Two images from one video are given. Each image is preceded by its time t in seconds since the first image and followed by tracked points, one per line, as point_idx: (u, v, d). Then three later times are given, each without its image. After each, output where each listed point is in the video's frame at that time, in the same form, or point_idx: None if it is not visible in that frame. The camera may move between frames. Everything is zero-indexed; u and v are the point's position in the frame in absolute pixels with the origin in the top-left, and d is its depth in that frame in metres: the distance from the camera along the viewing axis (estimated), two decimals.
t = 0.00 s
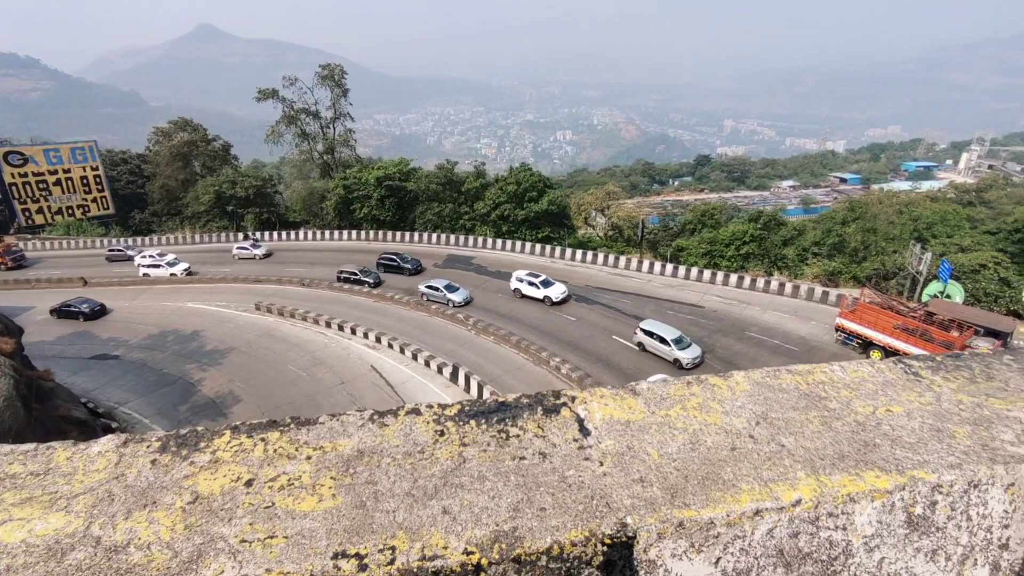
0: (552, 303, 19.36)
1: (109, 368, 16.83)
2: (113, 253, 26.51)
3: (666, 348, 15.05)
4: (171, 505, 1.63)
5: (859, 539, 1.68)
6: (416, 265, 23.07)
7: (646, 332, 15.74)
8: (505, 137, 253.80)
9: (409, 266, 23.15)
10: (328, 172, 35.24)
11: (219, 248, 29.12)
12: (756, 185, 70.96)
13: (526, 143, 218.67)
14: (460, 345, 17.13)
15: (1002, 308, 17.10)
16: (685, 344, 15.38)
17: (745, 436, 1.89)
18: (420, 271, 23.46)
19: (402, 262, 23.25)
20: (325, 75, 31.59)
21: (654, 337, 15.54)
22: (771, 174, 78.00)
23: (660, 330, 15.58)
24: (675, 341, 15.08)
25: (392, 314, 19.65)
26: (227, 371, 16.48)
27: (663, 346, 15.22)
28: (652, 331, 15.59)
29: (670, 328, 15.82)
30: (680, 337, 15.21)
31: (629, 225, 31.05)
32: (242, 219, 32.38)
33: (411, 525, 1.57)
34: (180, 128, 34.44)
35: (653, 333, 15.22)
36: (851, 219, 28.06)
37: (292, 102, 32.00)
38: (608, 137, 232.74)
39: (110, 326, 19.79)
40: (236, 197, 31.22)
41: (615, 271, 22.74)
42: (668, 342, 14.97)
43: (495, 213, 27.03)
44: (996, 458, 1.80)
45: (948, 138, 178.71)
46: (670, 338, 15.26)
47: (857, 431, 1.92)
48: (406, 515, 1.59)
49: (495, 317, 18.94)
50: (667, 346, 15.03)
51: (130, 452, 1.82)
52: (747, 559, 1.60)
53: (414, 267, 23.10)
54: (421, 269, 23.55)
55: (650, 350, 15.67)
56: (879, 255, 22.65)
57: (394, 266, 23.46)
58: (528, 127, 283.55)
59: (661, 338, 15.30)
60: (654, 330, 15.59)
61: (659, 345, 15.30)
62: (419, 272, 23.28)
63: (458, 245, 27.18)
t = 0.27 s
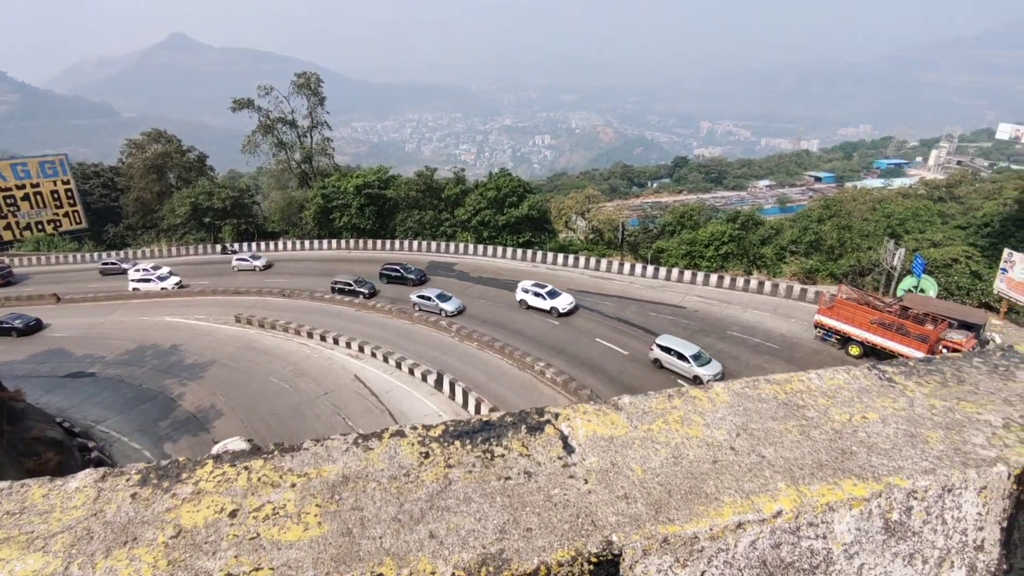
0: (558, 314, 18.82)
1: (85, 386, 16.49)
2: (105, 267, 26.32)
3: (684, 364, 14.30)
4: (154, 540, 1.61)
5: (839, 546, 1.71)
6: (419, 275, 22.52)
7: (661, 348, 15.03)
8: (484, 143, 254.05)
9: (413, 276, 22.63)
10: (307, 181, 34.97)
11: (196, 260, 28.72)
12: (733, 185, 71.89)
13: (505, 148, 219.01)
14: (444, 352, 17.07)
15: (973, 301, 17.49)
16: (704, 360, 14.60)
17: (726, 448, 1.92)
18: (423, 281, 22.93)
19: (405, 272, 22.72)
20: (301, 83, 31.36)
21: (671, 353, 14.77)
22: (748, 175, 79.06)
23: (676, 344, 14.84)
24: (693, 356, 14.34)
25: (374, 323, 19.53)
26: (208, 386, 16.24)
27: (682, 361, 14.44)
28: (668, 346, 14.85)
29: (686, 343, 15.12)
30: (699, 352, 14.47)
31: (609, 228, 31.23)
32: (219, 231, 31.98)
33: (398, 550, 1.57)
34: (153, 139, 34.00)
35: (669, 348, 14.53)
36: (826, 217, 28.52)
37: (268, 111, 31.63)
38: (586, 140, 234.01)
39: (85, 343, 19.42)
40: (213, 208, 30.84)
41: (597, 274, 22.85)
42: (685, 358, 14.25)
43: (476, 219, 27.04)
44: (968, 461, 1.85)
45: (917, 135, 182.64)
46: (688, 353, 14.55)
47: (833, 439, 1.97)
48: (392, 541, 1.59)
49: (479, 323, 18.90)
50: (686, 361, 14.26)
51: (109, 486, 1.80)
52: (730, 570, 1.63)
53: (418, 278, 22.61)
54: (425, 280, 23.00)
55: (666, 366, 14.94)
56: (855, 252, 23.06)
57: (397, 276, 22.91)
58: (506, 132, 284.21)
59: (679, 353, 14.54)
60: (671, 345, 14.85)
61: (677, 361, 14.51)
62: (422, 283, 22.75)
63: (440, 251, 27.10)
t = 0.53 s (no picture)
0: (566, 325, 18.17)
1: (65, 401, 16.15)
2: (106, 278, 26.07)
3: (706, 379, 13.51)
4: (138, 567, 1.55)
5: (843, 551, 1.69)
6: (425, 284, 21.89)
7: (682, 363, 14.25)
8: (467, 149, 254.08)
9: (419, 286, 22.04)
10: (290, 190, 34.71)
11: (178, 271, 28.34)
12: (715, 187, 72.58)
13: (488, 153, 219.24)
14: (432, 359, 16.97)
15: (953, 297, 17.76)
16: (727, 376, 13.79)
17: (726, 454, 1.90)
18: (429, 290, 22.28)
19: (411, 281, 22.10)
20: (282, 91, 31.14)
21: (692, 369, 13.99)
22: (729, 176, 79.85)
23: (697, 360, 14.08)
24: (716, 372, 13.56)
25: (360, 331, 19.37)
26: (192, 398, 15.99)
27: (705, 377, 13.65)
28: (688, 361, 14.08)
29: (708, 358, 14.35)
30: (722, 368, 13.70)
31: (594, 232, 31.32)
32: (202, 241, 31.59)
33: (395, 570, 1.52)
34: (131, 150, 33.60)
35: (691, 364, 13.70)
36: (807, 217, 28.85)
37: (249, 120, 31.29)
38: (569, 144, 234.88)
39: (65, 357, 19.05)
40: (195, 218, 30.48)
41: (583, 278, 22.88)
42: (709, 375, 13.41)
43: (461, 224, 27.01)
44: (967, 461, 1.83)
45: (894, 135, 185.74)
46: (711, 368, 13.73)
47: (834, 441, 1.94)
48: (389, 560, 1.54)
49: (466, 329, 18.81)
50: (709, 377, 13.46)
51: (91, 511, 1.73)
52: None
53: (424, 288, 22.02)
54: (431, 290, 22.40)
55: (688, 383, 14.14)
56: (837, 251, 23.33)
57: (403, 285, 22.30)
58: (490, 138, 284.67)
59: (701, 369, 13.76)
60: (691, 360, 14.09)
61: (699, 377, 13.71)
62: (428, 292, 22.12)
63: (425, 258, 26.98)
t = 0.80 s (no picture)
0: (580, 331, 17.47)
1: (47, 402, 15.86)
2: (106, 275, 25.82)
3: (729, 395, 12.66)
4: None
5: (848, 554, 1.65)
6: (434, 287, 21.24)
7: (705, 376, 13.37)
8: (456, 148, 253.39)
9: (427, 288, 21.39)
10: (277, 188, 34.40)
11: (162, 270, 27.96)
12: (702, 187, 72.98)
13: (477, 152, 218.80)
14: (421, 358, 16.86)
15: (936, 295, 17.96)
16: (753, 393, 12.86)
17: (727, 455, 1.85)
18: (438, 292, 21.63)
19: (420, 282, 21.45)
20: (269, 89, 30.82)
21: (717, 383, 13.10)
22: (717, 176, 80.34)
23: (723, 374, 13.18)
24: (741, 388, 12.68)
25: (349, 330, 19.22)
26: (177, 399, 15.78)
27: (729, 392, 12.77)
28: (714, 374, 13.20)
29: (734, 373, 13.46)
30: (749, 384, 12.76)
31: (583, 231, 31.33)
32: (187, 240, 31.14)
33: None
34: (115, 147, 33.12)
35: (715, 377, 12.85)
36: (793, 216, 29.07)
37: (236, 117, 30.92)
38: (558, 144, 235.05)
39: (46, 358, 18.72)
40: (180, 217, 30.07)
41: (571, 277, 22.87)
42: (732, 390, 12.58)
43: (449, 223, 26.91)
44: (971, 461, 1.80)
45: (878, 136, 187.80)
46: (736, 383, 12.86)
47: (835, 442, 1.91)
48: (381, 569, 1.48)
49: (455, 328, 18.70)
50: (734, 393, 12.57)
51: (66, 519, 1.65)
52: None
53: (433, 289, 21.36)
54: (439, 291, 21.76)
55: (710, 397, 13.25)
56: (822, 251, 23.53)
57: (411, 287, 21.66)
58: (478, 137, 284.17)
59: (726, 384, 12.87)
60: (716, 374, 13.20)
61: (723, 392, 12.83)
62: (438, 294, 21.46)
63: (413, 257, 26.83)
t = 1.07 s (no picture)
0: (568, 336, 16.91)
1: None
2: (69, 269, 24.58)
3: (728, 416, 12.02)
4: None
5: (794, 539, 1.68)
6: (416, 289, 20.47)
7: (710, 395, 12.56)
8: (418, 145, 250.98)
9: (408, 290, 20.61)
10: (232, 183, 33.42)
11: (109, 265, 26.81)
12: (661, 187, 74.22)
13: (439, 149, 217.18)
14: (381, 356, 16.64)
15: (881, 294, 18.71)
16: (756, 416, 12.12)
17: (679, 444, 1.86)
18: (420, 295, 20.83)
19: (401, 284, 20.64)
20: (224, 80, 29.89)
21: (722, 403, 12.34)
22: (675, 177, 81.84)
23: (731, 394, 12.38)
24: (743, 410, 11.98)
25: (306, 328, 18.83)
26: (124, 399, 15.17)
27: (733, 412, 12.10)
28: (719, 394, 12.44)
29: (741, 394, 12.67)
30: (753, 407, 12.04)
31: (544, 229, 31.44)
32: (136, 235, 29.78)
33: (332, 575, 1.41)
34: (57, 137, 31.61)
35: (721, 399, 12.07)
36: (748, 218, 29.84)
37: (189, 108, 29.85)
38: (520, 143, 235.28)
39: None
40: (129, 211, 28.87)
41: (532, 275, 22.93)
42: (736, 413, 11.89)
43: (410, 220, 26.66)
44: (910, 446, 1.86)
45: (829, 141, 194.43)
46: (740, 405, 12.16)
47: (783, 430, 1.94)
48: (325, 565, 1.43)
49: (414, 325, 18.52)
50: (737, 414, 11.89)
51: None
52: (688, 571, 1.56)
53: (414, 291, 20.60)
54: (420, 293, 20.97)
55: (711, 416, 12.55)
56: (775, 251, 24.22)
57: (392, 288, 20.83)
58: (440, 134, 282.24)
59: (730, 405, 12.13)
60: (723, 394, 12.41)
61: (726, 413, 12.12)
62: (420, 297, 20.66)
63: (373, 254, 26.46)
